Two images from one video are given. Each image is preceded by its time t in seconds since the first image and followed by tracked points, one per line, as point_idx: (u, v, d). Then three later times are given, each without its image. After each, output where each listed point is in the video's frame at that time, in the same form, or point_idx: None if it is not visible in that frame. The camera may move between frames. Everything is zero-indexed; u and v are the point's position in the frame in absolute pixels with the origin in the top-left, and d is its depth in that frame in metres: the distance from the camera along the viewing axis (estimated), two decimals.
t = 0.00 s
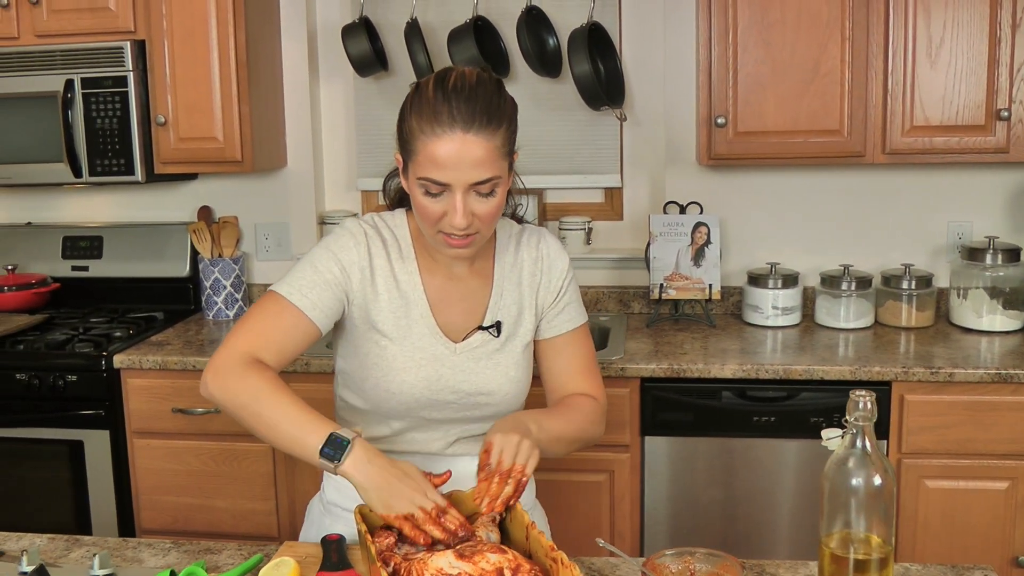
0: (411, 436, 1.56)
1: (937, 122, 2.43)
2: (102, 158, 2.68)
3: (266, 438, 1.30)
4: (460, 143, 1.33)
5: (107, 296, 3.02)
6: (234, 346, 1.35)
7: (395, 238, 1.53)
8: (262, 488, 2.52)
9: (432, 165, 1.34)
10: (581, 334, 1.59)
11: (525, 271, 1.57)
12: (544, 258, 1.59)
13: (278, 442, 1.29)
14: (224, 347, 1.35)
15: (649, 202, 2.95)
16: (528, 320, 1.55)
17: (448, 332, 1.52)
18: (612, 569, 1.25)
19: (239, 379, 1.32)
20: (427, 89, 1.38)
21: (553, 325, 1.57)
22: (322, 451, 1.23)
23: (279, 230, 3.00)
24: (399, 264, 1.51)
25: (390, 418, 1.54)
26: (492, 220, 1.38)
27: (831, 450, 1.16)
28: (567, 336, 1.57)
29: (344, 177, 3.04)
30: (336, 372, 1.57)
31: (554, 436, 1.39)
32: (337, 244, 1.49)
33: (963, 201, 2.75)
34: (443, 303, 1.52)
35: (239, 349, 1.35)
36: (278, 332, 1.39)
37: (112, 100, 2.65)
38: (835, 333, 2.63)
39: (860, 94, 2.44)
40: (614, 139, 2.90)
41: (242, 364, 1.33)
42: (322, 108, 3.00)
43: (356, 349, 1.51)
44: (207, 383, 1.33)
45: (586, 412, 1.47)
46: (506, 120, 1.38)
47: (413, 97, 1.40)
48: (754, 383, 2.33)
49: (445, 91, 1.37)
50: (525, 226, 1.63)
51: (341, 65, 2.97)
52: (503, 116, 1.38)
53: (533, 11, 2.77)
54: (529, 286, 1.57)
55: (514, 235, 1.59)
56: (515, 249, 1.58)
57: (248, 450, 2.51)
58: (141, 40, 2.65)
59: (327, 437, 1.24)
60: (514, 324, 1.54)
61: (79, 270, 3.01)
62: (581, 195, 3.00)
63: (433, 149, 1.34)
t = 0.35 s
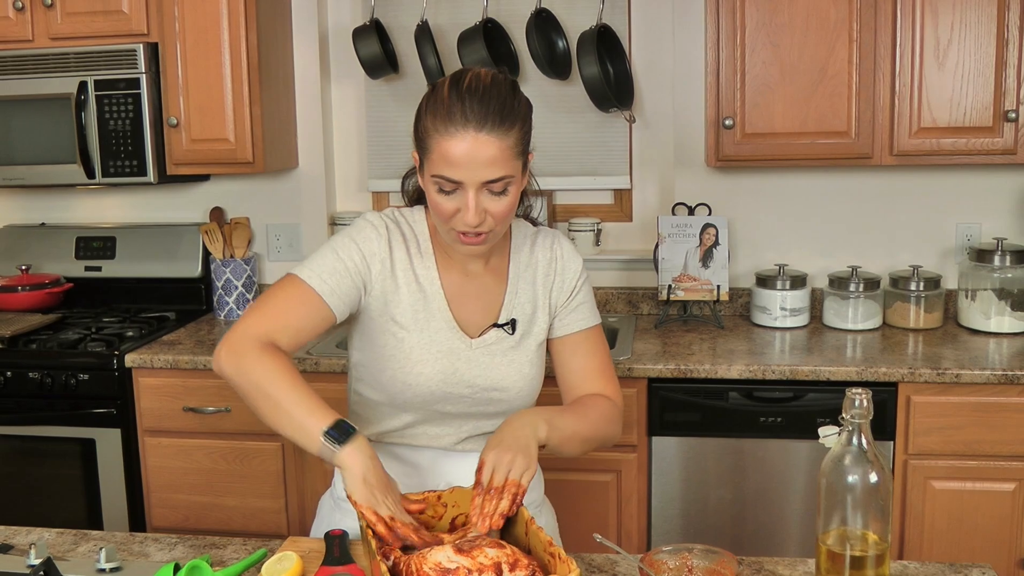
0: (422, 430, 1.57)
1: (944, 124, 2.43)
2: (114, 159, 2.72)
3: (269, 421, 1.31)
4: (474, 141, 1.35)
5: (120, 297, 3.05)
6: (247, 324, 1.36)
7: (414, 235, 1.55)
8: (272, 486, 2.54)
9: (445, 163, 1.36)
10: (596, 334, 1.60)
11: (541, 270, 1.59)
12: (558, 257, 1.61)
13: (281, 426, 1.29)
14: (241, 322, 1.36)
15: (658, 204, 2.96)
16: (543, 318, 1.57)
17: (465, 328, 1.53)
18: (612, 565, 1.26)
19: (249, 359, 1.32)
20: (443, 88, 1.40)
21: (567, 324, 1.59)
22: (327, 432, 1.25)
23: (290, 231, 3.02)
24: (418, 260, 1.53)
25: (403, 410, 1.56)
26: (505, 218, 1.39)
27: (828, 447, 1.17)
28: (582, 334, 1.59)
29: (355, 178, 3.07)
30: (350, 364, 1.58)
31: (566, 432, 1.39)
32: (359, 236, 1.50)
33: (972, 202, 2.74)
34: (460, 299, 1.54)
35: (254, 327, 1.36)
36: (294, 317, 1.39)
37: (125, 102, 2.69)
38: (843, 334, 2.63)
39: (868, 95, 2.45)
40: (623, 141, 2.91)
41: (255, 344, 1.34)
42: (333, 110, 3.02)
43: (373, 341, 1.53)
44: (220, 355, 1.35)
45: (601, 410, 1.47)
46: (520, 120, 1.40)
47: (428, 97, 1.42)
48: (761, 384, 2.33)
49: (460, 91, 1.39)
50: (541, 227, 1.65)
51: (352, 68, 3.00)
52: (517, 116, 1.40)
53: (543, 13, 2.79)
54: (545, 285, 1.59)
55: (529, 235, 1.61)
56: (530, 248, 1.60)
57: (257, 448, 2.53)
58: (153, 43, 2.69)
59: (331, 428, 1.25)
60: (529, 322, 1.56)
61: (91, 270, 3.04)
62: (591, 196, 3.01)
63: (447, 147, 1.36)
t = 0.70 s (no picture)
0: (430, 433, 1.59)
1: (949, 125, 2.43)
2: (124, 163, 2.74)
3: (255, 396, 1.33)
4: (467, 87, 1.47)
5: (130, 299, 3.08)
6: (244, 298, 1.38)
7: (418, 239, 1.57)
8: (280, 487, 2.56)
9: (444, 111, 1.47)
10: (608, 315, 1.55)
11: (541, 264, 1.60)
12: (556, 248, 1.62)
13: (267, 405, 1.32)
14: (240, 296, 1.38)
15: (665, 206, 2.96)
16: (545, 312, 1.57)
17: (467, 330, 1.55)
18: (615, 564, 1.27)
19: (243, 334, 1.34)
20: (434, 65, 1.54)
21: (571, 311, 1.56)
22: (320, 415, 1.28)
23: (299, 234, 3.04)
24: (421, 263, 1.55)
25: (410, 413, 1.58)
26: (511, 161, 1.47)
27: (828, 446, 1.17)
28: (590, 317, 1.55)
29: (363, 182, 3.08)
30: (360, 368, 1.61)
31: (553, 442, 1.34)
32: (362, 237, 1.52)
33: (979, 203, 2.75)
34: (462, 300, 1.56)
35: (251, 303, 1.38)
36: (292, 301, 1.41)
37: (135, 106, 2.71)
38: (849, 335, 2.63)
39: (873, 97, 2.45)
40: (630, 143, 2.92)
41: (250, 321, 1.36)
42: (341, 113, 3.04)
43: (378, 344, 1.55)
44: (211, 325, 1.36)
45: (602, 405, 1.41)
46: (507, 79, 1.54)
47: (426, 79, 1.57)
48: (767, 385, 2.34)
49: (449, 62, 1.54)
50: (542, 223, 1.67)
51: (360, 72, 3.01)
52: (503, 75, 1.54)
53: (549, 17, 2.78)
54: (547, 279, 1.59)
55: (530, 230, 1.63)
56: (531, 243, 1.61)
57: (266, 449, 2.55)
58: (163, 47, 2.71)
59: (320, 415, 1.28)
60: (530, 319, 1.56)
61: (102, 272, 3.07)
62: (598, 198, 3.02)
63: (443, 99, 1.48)
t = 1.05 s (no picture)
0: (429, 433, 1.61)
1: (955, 131, 2.43)
2: (133, 162, 2.76)
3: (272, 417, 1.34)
4: (450, 105, 1.45)
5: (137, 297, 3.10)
6: (259, 321, 1.39)
7: (414, 240, 1.59)
8: (284, 485, 2.57)
9: (430, 133, 1.46)
10: (602, 308, 1.53)
11: (535, 262, 1.60)
12: (548, 247, 1.62)
13: (286, 430, 1.32)
14: (254, 320, 1.39)
15: (671, 209, 2.97)
16: (540, 310, 1.58)
17: (463, 329, 1.56)
18: (615, 563, 1.28)
19: (259, 359, 1.35)
20: (414, 76, 1.51)
21: (565, 305, 1.56)
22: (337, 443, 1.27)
23: (306, 234, 3.05)
24: (417, 264, 1.57)
25: (408, 413, 1.59)
26: (499, 176, 1.46)
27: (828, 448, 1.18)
28: (583, 309, 1.53)
29: (370, 182, 3.09)
30: (360, 371, 1.63)
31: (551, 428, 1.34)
32: (359, 241, 1.55)
33: (984, 209, 2.75)
34: (458, 300, 1.57)
35: (265, 326, 1.39)
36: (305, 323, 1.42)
37: (144, 105, 2.73)
38: (853, 340, 2.64)
39: (879, 102, 2.46)
40: (636, 146, 2.92)
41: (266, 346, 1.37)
42: (349, 114, 3.05)
43: (377, 345, 1.57)
44: (229, 350, 1.37)
45: (599, 391, 1.40)
46: (490, 86, 1.51)
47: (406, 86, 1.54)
48: (771, 388, 2.34)
49: (429, 72, 1.50)
50: (536, 223, 1.67)
51: (368, 73, 3.02)
52: (485, 83, 1.50)
53: (557, 20, 2.79)
54: (540, 277, 1.59)
55: (524, 230, 1.63)
56: (524, 244, 1.61)
57: (271, 447, 2.56)
58: (172, 47, 2.73)
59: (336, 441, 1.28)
60: (524, 317, 1.57)
61: (109, 270, 3.09)
62: (603, 201, 3.03)
63: (427, 119, 1.46)
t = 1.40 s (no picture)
0: (421, 433, 1.60)
1: (954, 134, 2.44)
2: (134, 161, 2.77)
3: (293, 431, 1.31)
4: (449, 130, 1.41)
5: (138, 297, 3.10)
6: (268, 336, 1.38)
7: (404, 239, 1.59)
8: (284, 485, 2.58)
9: (425, 154, 1.41)
10: (593, 306, 1.54)
11: (526, 261, 1.60)
12: (540, 246, 1.62)
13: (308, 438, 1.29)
14: (262, 335, 1.38)
15: (671, 210, 2.97)
16: (530, 308, 1.58)
17: (454, 328, 1.56)
18: (614, 563, 1.28)
19: (272, 370, 1.33)
20: (415, 84, 1.45)
21: (558, 304, 1.56)
22: (348, 459, 1.25)
23: (306, 234, 3.06)
24: (408, 263, 1.57)
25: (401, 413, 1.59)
26: (488, 206, 1.44)
27: (827, 448, 1.19)
28: (577, 307, 1.53)
29: (370, 183, 3.09)
30: (352, 373, 1.63)
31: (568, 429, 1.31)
32: (350, 243, 1.55)
33: (983, 211, 2.75)
34: (449, 299, 1.57)
35: (273, 341, 1.37)
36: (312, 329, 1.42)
37: (145, 105, 2.73)
38: (852, 342, 2.64)
39: (878, 104, 2.46)
40: (636, 147, 2.93)
41: (278, 356, 1.35)
42: (349, 115, 3.05)
43: (369, 346, 1.57)
44: (242, 369, 1.35)
45: (608, 385, 1.38)
46: (492, 107, 1.46)
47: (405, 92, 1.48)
48: (770, 389, 2.35)
49: (432, 84, 1.44)
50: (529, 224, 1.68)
51: (369, 74, 3.03)
52: (488, 103, 1.45)
53: (557, 21, 2.80)
54: (531, 276, 1.59)
55: (516, 231, 1.64)
56: (516, 244, 1.62)
57: (271, 447, 2.56)
58: (174, 47, 2.74)
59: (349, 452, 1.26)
60: (515, 315, 1.57)
61: (110, 270, 3.09)
62: (603, 202, 3.03)
63: (425, 139, 1.41)
